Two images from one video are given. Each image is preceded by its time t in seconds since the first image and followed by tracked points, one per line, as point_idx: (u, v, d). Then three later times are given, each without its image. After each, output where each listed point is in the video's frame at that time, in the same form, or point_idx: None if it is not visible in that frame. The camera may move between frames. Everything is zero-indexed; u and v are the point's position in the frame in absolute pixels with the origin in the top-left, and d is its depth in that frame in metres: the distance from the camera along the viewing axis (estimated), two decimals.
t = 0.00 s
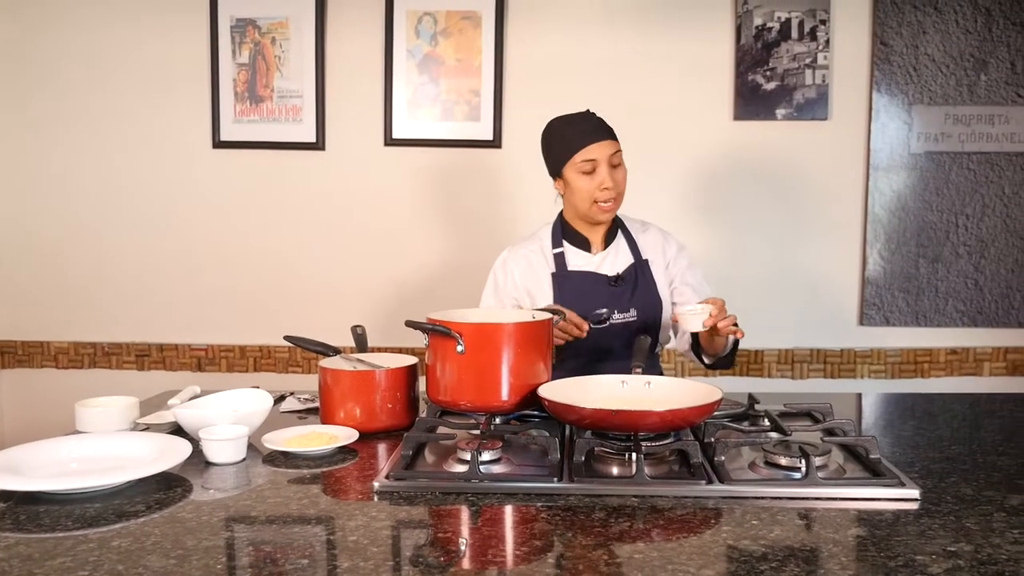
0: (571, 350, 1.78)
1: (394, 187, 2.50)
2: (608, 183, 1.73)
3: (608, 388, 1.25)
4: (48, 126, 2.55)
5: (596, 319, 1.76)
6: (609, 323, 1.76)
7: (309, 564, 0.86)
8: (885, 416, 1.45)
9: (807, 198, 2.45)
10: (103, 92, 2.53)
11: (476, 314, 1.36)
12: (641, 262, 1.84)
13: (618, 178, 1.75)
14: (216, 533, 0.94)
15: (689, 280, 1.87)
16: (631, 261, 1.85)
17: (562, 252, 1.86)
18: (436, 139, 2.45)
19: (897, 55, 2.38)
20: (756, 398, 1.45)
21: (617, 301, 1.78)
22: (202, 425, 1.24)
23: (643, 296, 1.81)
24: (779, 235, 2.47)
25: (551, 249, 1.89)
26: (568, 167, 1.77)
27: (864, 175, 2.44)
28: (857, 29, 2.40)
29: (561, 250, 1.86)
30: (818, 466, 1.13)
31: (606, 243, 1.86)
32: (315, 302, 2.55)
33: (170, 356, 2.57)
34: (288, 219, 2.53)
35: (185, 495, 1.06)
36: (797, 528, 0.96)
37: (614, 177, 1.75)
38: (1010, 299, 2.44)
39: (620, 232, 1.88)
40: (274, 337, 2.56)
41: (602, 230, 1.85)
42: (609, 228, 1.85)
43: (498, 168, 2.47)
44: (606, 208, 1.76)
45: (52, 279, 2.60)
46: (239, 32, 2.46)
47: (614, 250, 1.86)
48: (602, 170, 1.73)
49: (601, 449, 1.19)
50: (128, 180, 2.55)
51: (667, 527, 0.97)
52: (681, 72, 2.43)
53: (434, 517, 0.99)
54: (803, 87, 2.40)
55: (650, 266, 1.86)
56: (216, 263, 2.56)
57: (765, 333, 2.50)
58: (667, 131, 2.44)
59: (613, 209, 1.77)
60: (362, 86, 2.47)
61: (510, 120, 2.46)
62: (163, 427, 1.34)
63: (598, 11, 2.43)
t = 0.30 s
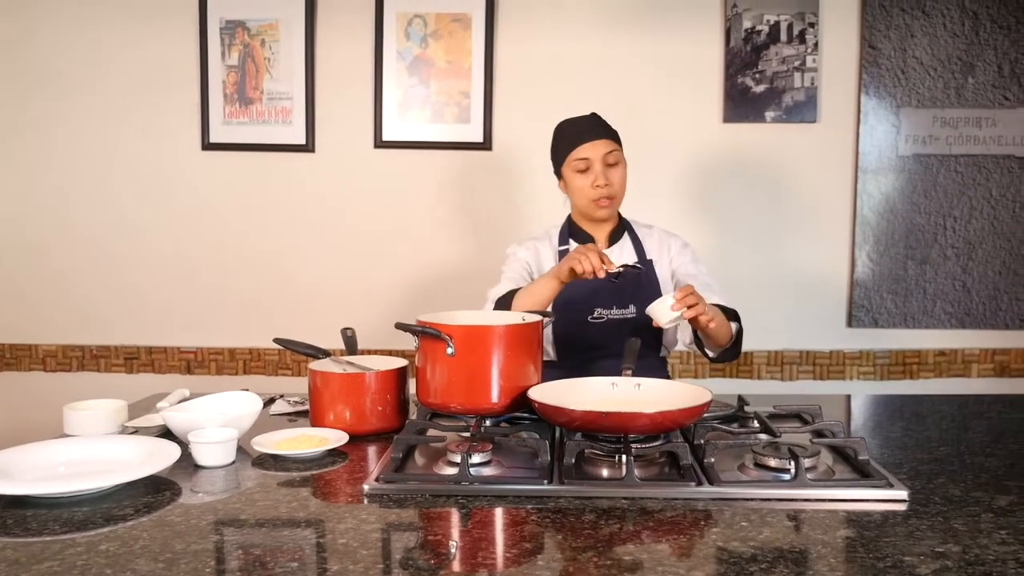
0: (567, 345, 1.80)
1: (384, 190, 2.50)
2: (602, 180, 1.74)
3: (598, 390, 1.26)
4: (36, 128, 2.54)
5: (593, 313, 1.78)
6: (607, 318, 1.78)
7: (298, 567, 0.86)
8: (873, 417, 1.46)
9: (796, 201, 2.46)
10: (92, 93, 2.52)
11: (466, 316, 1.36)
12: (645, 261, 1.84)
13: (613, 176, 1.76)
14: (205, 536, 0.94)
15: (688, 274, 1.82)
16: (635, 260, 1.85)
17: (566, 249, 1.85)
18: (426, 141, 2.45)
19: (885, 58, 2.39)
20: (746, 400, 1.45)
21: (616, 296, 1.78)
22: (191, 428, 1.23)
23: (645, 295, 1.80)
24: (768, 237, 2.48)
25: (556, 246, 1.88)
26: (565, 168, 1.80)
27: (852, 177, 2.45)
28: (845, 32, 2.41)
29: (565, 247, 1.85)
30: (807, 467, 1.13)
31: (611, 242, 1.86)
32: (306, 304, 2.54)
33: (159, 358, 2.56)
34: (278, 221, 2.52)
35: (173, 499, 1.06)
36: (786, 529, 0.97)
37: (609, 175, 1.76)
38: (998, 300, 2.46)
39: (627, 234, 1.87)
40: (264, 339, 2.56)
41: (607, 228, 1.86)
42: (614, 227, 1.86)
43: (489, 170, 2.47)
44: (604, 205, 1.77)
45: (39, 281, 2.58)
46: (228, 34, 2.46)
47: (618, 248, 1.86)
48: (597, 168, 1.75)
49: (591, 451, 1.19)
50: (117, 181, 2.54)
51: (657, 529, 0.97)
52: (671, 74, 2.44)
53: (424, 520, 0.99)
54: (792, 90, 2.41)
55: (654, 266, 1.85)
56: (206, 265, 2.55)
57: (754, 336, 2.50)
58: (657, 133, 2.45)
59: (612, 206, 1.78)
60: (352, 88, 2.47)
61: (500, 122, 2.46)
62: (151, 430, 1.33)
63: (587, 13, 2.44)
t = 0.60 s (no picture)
0: (564, 345, 1.80)
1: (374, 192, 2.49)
2: (608, 181, 1.72)
3: (587, 392, 1.26)
4: (22, 130, 2.52)
5: (594, 314, 1.76)
6: (606, 320, 1.76)
7: (287, 570, 0.86)
8: (862, 418, 1.46)
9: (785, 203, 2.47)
10: (79, 95, 2.51)
11: (456, 319, 1.36)
12: (652, 267, 1.81)
13: (621, 176, 1.74)
14: (193, 540, 0.94)
15: (691, 279, 1.80)
16: (642, 264, 1.82)
17: (575, 249, 1.83)
18: (415, 144, 2.45)
19: (873, 61, 2.40)
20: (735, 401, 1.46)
21: (618, 300, 1.76)
22: (179, 431, 1.23)
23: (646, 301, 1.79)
24: (758, 239, 2.49)
25: (566, 245, 1.86)
26: (575, 167, 1.80)
27: (841, 180, 2.46)
28: (833, 35, 2.42)
29: (575, 247, 1.83)
30: (795, 468, 1.14)
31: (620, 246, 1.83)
32: (296, 307, 2.54)
33: (148, 361, 2.55)
34: (268, 223, 2.52)
35: (161, 502, 1.06)
36: (774, 531, 0.97)
37: (617, 175, 1.74)
38: (985, 302, 2.47)
39: (638, 238, 1.85)
40: (254, 342, 2.55)
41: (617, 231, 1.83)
42: (623, 230, 1.83)
43: (479, 172, 2.47)
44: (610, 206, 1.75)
45: (26, 284, 2.57)
46: (217, 35, 2.45)
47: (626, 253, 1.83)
48: (605, 168, 1.73)
49: (580, 453, 1.20)
50: (104, 184, 2.53)
51: (646, 531, 0.97)
52: (660, 77, 2.44)
53: (413, 522, 0.99)
54: (781, 93, 2.42)
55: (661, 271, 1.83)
56: (195, 267, 2.54)
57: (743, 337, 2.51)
58: (647, 136, 2.46)
59: (619, 207, 1.76)
60: (342, 90, 2.46)
61: (490, 125, 2.46)
62: (140, 433, 1.33)
63: (577, 16, 2.44)
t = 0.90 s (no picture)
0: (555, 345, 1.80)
1: (363, 193, 2.49)
2: (605, 180, 1.73)
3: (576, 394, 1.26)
4: (6, 132, 2.50)
5: (586, 316, 1.76)
6: (599, 323, 1.75)
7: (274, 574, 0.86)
8: (848, 419, 1.47)
9: (772, 204, 2.48)
10: (64, 96, 2.49)
11: (444, 321, 1.36)
12: (647, 270, 1.81)
13: (618, 176, 1.74)
14: (179, 543, 0.93)
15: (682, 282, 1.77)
16: (636, 268, 1.82)
17: (574, 249, 1.84)
18: (403, 146, 2.45)
19: (859, 64, 2.42)
20: (723, 403, 1.47)
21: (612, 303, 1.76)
22: (165, 434, 1.22)
23: (638, 304, 1.79)
24: (745, 241, 2.49)
25: (564, 246, 1.86)
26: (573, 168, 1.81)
27: (827, 182, 2.47)
28: (819, 38, 2.43)
29: (573, 247, 1.84)
30: (782, 469, 1.14)
31: (617, 247, 1.83)
32: (284, 309, 2.53)
33: (134, 364, 2.54)
34: (256, 225, 2.51)
35: (147, 506, 1.05)
36: (761, 532, 0.97)
37: (615, 175, 1.74)
38: (969, 304, 2.49)
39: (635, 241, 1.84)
40: (241, 344, 2.54)
41: (615, 232, 1.84)
42: (622, 231, 1.83)
43: (468, 174, 2.47)
44: (607, 205, 1.75)
45: (10, 287, 2.55)
46: (204, 37, 2.44)
47: (622, 256, 1.83)
48: (603, 168, 1.74)
49: (568, 455, 1.20)
50: (90, 186, 2.51)
51: (633, 532, 0.97)
52: (648, 79, 2.45)
53: (401, 525, 0.99)
54: (767, 95, 2.43)
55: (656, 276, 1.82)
56: (182, 270, 2.53)
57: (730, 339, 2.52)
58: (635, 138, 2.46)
59: (617, 206, 1.76)
60: (329, 92, 2.46)
61: (478, 127, 2.46)
62: (125, 436, 1.32)
63: (564, 19, 2.45)
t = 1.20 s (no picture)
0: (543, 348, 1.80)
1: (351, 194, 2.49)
2: (588, 180, 1.73)
3: (564, 396, 1.26)
4: None
5: (573, 320, 1.75)
6: (587, 326, 1.75)
7: None
8: (835, 420, 1.48)
9: (760, 206, 2.49)
10: (50, 97, 2.48)
11: (432, 322, 1.36)
12: (633, 271, 1.81)
13: (602, 176, 1.75)
14: (166, 546, 0.93)
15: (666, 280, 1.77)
16: (622, 269, 1.82)
17: (559, 251, 1.85)
18: (391, 147, 2.45)
19: (845, 66, 2.43)
20: (711, 404, 1.47)
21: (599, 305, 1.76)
22: (152, 436, 1.22)
23: (625, 305, 1.79)
24: (732, 243, 2.50)
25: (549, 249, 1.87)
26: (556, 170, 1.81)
27: (814, 184, 2.48)
28: (806, 40, 2.45)
29: (558, 250, 1.85)
30: (769, 470, 1.14)
31: (602, 248, 1.83)
32: (272, 310, 2.52)
33: (120, 366, 2.52)
34: (244, 226, 2.50)
35: (134, 509, 1.05)
36: (749, 532, 0.98)
37: (597, 175, 1.75)
38: (955, 305, 2.50)
39: (620, 241, 1.85)
40: (228, 346, 2.53)
41: (600, 234, 1.83)
42: (606, 232, 1.83)
43: (456, 175, 2.47)
44: (591, 206, 1.75)
45: None
46: (191, 37, 2.43)
47: (606, 258, 1.83)
48: (585, 168, 1.75)
49: (556, 456, 1.20)
50: (76, 186, 2.50)
51: (622, 533, 0.98)
52: (635, 81, 2.46)
53: (389, 527, 0.99)
54: (754, 97, 2.44)
55: (642, 277, 1.82)
56: (169, 271, 2.52)
57: (717, 340, 2.53)
58: (623, 139, 2.47)
59: (602, 207, 1.76)
60: (317, 92, 2.46)
61: (465, 128, 2.46)
62: (112, 439, 1.32)
63: (552, 20, 2.45)
